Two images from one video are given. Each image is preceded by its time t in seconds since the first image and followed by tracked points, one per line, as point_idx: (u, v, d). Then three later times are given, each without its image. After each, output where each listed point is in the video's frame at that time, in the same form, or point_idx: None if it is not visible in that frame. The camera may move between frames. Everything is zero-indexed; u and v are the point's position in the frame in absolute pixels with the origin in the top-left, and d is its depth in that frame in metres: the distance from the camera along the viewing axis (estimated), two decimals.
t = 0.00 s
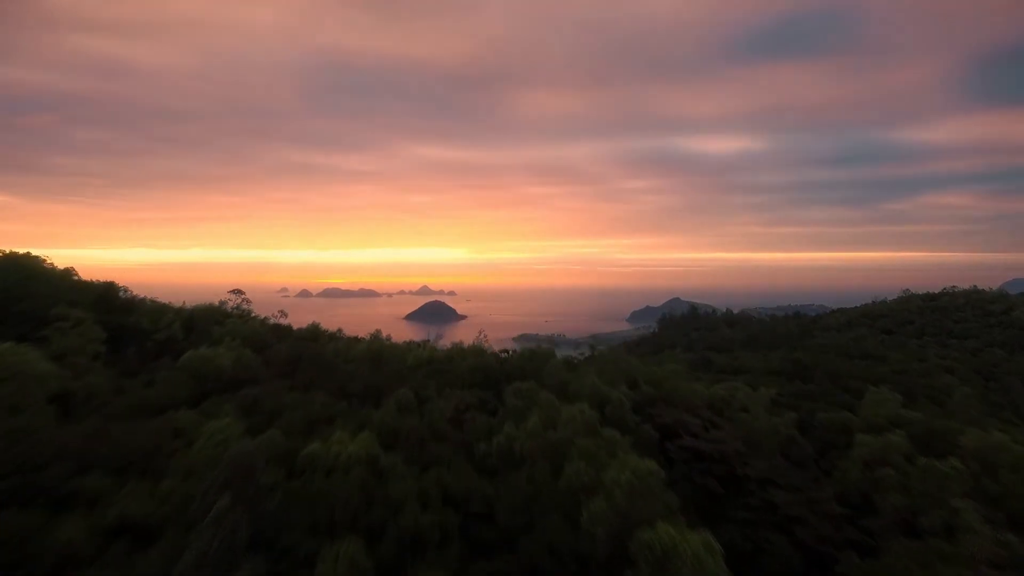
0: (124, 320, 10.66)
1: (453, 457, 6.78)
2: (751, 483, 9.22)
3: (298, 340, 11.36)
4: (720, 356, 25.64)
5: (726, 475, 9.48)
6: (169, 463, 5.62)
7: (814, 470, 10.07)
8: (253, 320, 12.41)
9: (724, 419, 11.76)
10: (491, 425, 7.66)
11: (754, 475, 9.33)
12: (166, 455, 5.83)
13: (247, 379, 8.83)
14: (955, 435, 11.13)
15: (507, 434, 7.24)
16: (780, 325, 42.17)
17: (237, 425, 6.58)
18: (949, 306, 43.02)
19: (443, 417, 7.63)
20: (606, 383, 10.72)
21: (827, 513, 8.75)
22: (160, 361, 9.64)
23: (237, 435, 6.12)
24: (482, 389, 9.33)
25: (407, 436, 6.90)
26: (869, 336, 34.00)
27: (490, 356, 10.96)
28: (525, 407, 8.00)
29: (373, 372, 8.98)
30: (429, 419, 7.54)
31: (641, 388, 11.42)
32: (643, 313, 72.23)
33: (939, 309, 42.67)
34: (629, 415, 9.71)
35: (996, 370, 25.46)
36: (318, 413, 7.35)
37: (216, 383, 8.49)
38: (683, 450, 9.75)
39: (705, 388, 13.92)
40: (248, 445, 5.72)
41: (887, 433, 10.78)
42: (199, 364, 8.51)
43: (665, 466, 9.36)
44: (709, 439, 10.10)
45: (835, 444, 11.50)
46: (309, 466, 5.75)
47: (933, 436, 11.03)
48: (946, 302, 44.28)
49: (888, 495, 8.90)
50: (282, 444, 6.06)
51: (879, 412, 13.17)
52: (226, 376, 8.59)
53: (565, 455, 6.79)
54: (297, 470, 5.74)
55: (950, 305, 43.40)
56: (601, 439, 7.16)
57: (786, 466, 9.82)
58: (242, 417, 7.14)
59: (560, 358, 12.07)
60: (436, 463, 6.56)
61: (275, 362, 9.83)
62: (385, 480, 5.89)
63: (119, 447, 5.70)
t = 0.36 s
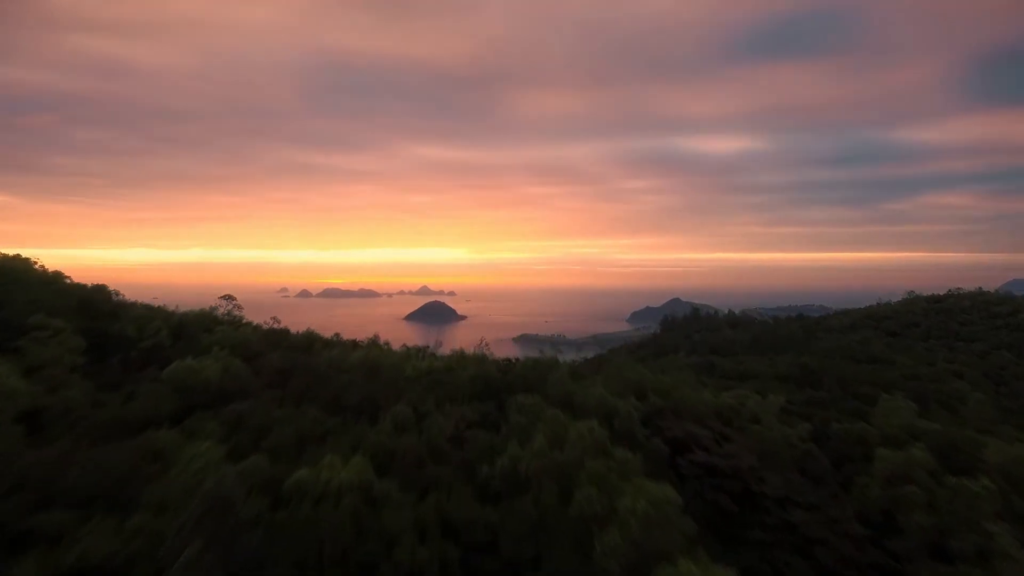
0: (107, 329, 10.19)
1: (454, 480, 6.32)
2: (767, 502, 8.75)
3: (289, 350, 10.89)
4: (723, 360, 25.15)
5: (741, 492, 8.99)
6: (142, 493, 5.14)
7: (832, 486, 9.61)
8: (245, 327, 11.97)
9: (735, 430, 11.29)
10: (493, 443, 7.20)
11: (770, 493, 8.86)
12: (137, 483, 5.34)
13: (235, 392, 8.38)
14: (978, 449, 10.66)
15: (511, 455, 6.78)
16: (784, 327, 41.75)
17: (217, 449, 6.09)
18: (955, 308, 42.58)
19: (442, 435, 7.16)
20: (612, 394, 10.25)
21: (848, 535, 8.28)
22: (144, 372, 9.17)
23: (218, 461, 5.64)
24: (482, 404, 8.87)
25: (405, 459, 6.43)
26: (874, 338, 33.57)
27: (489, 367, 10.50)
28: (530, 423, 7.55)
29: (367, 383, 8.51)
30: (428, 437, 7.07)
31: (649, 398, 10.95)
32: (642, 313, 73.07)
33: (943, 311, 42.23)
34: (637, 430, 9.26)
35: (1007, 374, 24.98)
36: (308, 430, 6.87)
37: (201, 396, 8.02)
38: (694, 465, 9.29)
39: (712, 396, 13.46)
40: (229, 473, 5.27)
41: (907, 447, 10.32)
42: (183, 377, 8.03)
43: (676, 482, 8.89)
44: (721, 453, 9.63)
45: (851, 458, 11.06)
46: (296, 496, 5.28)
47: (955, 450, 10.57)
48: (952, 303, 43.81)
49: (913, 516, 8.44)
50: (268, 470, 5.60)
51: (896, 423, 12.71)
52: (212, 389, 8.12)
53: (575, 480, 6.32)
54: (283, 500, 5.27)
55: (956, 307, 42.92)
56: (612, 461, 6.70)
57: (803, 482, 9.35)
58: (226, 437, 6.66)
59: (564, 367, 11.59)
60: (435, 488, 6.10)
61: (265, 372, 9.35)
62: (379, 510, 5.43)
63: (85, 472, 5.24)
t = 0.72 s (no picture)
0: (85, 339, 9.62)
1: (455, 514, 5.74)
2: (791, 526, 8.17)
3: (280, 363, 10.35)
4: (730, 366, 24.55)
5: (761, 515, 8.41)
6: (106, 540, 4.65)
7: (857, 507, 9.04)
8: (234, 336, 11.43)
9: (750, 445, 10.72)
10: (498, 470, 6.61)
11: (793, 517, 8.29)
12: (99, 537, 4.87)
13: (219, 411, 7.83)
14: (1010, 467, 10.08)
15: (518, 483, 6.21)
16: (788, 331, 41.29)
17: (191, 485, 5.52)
18: (962, 310, 42.09)
19: (441, 459, 6.58)
20: (622, 410, 9.68)
21: (879, 564, 7.70)
22: (121, 386, 8.59)
23: (191, 501, 5.08)
24: (485, 423, 8.31)
25: (400, 490, 5.86)
26: (882, 343, 32.95)
27: (492, 381, 9.93)
28: (537, 447, 6.97)
29: (362, 399, 7.95)
30: (426, 462, 6.49)
31: (660, 412, 10.38)
32: (641, 313, 73.87)
33: (950, 314, 41.63)
34: (650, 451, 8.70)
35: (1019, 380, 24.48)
36: (296, 456, 6.29)
37: (182, 415, 7.47)
38: (711, 486, 8.71)
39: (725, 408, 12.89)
40: (203, 519, 4.74)
41: (936, 465, 9.73)
42: (161, 396, 7.47)
43: (692, 505, 8.32)
44: (738, 473, 9.05)
45: (873, 475, 10.50)
46: (279, 540, 4.73)
47: (985, 467, 10.00)
48: (959, 306, 43.34)
49: (948, 545, 7.88)
50: (250, 510, 5.06)
51: (918, 436, 12.14)
52: (192, 408, 7.53)
53: (589, 515, 5.76)
54: (264, 545, 4.73)
55: (962, 310, 42.45)
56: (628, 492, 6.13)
57: (827, 505, 8.77)
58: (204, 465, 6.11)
59: (571, 378, 11.01)
60: (434, 525, 5.53)
61: (253, 386, 8.78)
62: (371, 557, 4.86)
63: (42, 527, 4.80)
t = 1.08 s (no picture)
0: (63, 353, 9.10)
1: (455, 559, 5.16)
2: (818, 556, 7.58)
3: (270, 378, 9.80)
4: (738, 371, 23.96)
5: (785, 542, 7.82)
6: None
7: (886, 533, 8.44)
8: (224, 346, 10.88)
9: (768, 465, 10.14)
10: (504, 503, 6.04)
11: (819, 546, 7.70)
12: None
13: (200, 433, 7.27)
14: None
15: (527, 518, 5.65)
16: (793, 335, 40.81)
17: (158, 533, 4.94)
18: (969, 313, 41.51)
19: (441, 492, 6.01)
20: (634, 427, 9.12)
21: None
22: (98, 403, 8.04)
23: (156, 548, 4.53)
24: (488, 446, 7.77)
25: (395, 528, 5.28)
26: (890, 347, 32.32)
27: (496, 397, 9.37)
28: (545, 477, 6.40)
29: (357, 419, 7.38)
30: (424, 496, 5.91)
31: (674, 429, 9.81)
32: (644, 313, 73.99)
33: (957, 318, 41.00)
34: (665, 473, 8.14)
35: None
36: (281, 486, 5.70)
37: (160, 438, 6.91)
38: (730, 511, 8.12)
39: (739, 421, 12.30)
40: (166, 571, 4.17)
41: (969, 488, 9.13)
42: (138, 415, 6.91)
43: (712, 533, 7.73)
44: (758, 497, 8.46)
45: (898, 495, 9.93)
46: None
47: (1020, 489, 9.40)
48: (966, 309, 42.77)
49: None
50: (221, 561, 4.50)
51: (943, 451, 11.54)
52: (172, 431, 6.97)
53: (604, 560, 5.16)
54: None
55: (970, 312, 41.86)
56: (646, 528, 5.54)
57: (855, 532, 8.19)
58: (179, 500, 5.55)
59: (579, 394, 10.44)
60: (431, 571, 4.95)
61: (240, 403, 8.22)
62: None
63: None
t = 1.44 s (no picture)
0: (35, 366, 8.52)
1: None
2: None
3: (258, 394, 9.22)
4: (745, 377, 23.36)
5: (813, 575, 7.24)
6: None
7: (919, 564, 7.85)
8: (211, 358, 10.30)
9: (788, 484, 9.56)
10: (510, 544, 5.46)
11: None
12: None
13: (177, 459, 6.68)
14: None
15: (538, 561, 5.07)
16: (797, 339, 40.28)
17: None
18: (976, 316, 40.96)
19: (440, 531, 5.43)
20: (648, 446, 8.53)
21: None
22: (70, 423, 7.45)
23: None
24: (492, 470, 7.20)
25: None
26: (898, 351, 31.73)
27: (499, 414, 8.79)
28: (554, 513, 5.82)
29: (350, 442, 6.80)
30: (422, 537, 5.34)
31: (689, 446, 9.22)
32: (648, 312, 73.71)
33: (963, 321, 40.41)
34: (683, 497, 7.53)
35: None
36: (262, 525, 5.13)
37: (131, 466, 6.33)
38: (752, 539, 7.54)
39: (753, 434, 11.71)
40: None
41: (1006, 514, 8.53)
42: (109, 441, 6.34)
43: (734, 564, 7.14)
44: (782, 524, 7.87)
45: (927, 517, 9.36)
46: None
47: None
48: (973, 312, 42.20)
49: None
50: None
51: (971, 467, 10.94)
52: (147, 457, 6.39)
53: None
54: None
55: (977, 315, 41.29)
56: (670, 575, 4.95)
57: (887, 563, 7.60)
58: (147, 545, 4.98)
59: (587, 409, 9.86)
60: None
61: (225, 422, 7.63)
62: None
63: None
